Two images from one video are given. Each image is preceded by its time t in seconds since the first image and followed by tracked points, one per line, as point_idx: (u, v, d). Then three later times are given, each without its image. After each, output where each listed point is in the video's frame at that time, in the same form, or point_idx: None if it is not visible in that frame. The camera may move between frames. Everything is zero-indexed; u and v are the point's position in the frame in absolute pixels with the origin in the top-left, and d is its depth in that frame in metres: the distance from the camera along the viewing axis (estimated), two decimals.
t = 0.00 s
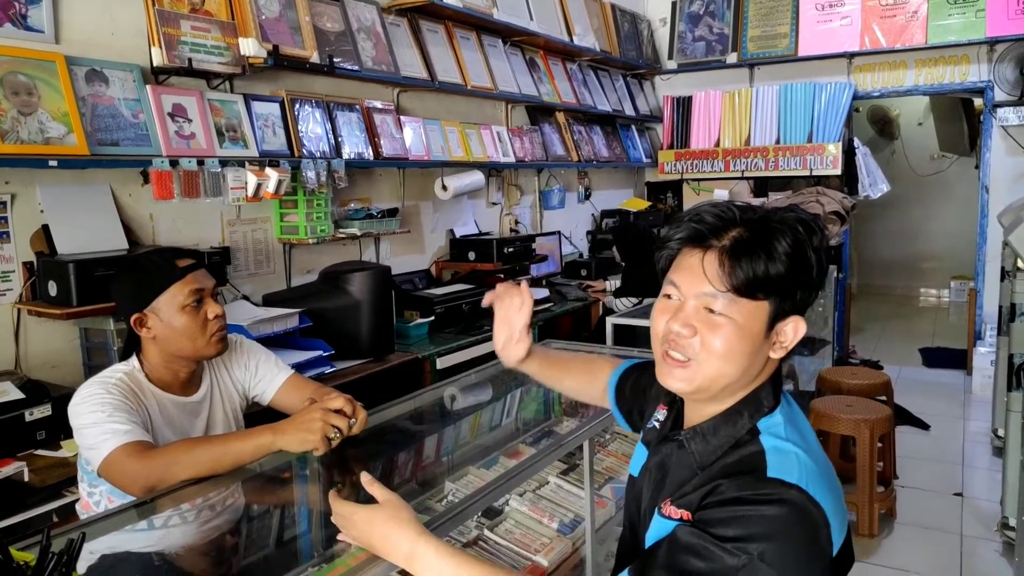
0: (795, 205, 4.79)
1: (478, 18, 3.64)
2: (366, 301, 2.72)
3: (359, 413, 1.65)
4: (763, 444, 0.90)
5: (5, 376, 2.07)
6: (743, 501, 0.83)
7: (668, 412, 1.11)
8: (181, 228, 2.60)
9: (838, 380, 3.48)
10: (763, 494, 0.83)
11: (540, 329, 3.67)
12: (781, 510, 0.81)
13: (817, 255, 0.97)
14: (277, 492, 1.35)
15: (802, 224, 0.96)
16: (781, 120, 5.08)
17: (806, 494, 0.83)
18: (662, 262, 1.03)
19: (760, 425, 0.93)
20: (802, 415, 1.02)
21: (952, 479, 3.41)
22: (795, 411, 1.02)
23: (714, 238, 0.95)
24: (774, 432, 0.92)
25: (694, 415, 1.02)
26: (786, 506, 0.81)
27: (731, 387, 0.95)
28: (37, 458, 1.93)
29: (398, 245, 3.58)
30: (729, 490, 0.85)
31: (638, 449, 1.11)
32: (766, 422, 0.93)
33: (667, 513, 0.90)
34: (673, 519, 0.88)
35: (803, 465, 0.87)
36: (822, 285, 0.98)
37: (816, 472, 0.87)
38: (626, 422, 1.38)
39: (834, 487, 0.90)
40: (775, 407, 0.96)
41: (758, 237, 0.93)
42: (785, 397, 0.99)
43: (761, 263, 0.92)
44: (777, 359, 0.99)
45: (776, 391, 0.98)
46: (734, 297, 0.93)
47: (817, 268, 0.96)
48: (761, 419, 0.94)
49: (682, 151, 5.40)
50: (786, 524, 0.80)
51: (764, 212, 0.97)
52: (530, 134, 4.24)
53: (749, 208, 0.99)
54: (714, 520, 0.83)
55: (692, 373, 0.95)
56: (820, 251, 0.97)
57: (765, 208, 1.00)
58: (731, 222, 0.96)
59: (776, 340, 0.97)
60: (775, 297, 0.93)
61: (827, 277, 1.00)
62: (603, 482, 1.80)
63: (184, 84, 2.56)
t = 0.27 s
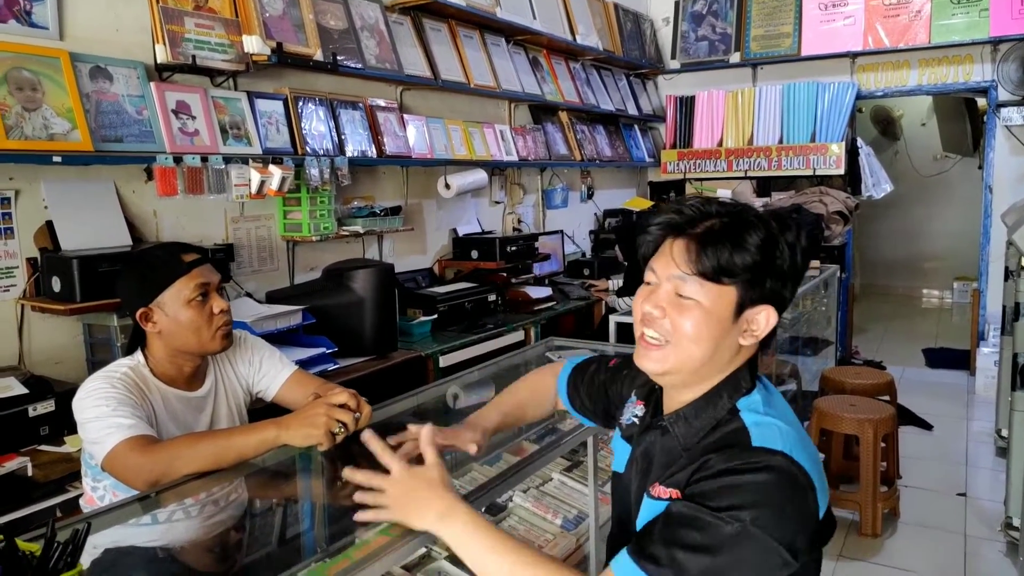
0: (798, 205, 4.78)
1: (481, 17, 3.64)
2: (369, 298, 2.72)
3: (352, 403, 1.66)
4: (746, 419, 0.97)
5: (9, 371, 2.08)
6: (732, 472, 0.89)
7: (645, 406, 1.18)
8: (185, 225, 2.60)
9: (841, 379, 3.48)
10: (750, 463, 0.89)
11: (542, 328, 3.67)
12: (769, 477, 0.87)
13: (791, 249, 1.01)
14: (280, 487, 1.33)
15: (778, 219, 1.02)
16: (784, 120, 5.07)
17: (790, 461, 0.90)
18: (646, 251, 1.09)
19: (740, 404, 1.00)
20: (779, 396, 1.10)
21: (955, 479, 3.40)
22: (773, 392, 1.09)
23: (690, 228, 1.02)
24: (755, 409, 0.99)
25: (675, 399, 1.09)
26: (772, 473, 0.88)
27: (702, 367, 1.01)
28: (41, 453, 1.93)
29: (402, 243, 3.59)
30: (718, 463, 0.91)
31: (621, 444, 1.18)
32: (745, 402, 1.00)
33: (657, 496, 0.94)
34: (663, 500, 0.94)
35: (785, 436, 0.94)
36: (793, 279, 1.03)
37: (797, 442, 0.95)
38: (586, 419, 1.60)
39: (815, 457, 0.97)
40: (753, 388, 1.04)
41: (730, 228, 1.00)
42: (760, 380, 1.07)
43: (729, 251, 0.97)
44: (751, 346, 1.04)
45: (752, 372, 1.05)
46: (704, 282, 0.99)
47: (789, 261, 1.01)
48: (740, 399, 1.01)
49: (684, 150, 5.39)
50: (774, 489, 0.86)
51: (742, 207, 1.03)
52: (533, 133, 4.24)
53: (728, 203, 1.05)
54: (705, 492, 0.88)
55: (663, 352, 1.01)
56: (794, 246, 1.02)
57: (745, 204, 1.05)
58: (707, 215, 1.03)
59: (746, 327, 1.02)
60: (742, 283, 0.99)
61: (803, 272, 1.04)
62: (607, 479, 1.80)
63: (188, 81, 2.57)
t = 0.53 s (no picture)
0: (803, 204, 4.77)
1: (485, 16, 3.64)
2: (373, 296, 2.72)
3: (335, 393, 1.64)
4: (709, 384, 1.01)
5: (14, 368, 2.08)
6: (696, 425, 0.93)
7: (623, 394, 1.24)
8: (189, 222, 2.60)
9: (846, 378, 3.46)
10: (710, 419, 0.94)
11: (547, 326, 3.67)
12: (723, 431, 0.92)
13: (727, 231, 1.02)
14: (287, 482, 1.33)
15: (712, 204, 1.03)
16: (788, 119, 5.07)
17: (753, 425, 0.94)
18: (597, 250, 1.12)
19: (707, 373, 1.04)
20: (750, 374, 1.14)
21: (962, 478, 3.39)
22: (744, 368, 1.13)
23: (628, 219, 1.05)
24: (720, 378, 1.03)
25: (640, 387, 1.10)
26: (727, 429, 0.92)
27: (651, 352, 1.03)
28: (46, 449, 1.93)
29: (405, 242, 3.58)
30: (682, 418, 0.96)
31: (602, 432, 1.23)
32: (712, 375, 1.04)
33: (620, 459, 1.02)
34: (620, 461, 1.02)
35: (747, 401, 0.98)
36: (736, 262, 1.03)
37: (760, 407, 0.99)
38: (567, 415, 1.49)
39: (777, 425, 1.01)
40: (721, 368, 1.07)
41: (663, 215, 1.02)
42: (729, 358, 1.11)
43: (660, 236, 1.00)
44: (704, 329, 1.05)
45: (718, 355, 1.07)
46: (642, 268, 1.01)
47: (727, 242, 1.01)
48: (707, 375, 1.04)
49: (688, 150, 5.39)
50: (729, 442, 0.91)
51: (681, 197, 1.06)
52: (536, 132, 4.24)
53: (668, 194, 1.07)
54: (663, 438, 0.93)
55: (612, 340, 1.03)
56: (732, 228, 1.03)
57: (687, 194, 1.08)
58: (645, 206, 1.05)
59: (692, 310, 1.02)
60: (679, 265, 1.00)
61: (748, 254, 1.04)
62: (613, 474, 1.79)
63: (193, 79, 2.57)
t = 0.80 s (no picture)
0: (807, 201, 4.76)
1: (489, 11, 3.63)
2: (377, 291, 2.71)
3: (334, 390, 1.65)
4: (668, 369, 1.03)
5: (18, 362, 2.08)
6: (651, 406, 0.96)
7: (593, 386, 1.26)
8: (193, 217, 2.60)
9: (850, 375, 3.45)
10: (666, 401, 0.96)
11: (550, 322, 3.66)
12: (676, 412, 0.94)
13: (664, 218, 1.01)
14: (290, 476, 1.30)
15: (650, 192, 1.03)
16: (792, 116, 5.05)
17: (708, 408, 0.95)
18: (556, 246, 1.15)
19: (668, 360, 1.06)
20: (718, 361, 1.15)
21: (966, 475, 3.38)
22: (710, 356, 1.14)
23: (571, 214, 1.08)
24: (680, 363, 1.05)
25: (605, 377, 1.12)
26: (681, 410, 0.94)
27: (600, 342, 1.04)
28: (50, 443, 1.93)
29: (409, 237, 3.58)
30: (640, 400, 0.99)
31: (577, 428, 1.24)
32: (671, 362, 1.06)
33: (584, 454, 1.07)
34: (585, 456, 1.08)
35: (704, 384, 1.00)
36: (681, 248, 1.02)
37: (719, 390, 1.00)
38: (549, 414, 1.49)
39: (739, 409, 1.01)
40: (683, 353, 1.08)
41: (600, 209, 1.05)
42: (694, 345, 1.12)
43: (595, 228, 1.03)
44: (655, 316, 1.05)
45: (679, 342, 1.08)
46: (582, 259, 1.03)
47: (664, 228, 1.01)
48: (666, 362, 1.05)
49: (692, 146, 5.38)
50: (681, 422, 0.93)
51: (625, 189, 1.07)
52: (540, 128, 4.23)
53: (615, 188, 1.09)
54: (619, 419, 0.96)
55: (564, 332, 1.06)
56: (669, 215, 1.02)
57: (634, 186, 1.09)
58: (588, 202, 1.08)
59: (635, 297, 1.02)
60: (616, 255, 1.01)
61: (694, 240, 1.03)
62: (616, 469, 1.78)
63: (196, 73, 2.57)
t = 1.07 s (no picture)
0: (813, 191, 4.74)
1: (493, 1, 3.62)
2: (382, 283, 2.72)
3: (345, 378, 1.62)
4: (665, 363, 1.03)
5: (25, 353, 2.09)
6: (657, 401, 0.95)
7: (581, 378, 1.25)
8: (198, 208, 2.61)
9: (856, 365, 3.44)
10: (674, 396, 0.95)
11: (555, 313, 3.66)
12: (684, 408, 0.93)
13: (623, 207, 1.00)
14: (296, 468, 1.30)
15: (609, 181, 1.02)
16: (798, 107, 5.02)
17: (715, 403, 0.95)
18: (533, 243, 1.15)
19: (661, 353, 1.05)
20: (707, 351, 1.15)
21: (972, 466, 3.37)
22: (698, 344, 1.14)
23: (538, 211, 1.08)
24: (674, 357, 1.04)
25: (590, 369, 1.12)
26: (689, 406, 0.94)
27: (569, 336, 1.04)
28: (57, 434, 1.94)
29: (414, 229, 3.58)
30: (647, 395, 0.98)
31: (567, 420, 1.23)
32: (667, 353, 1.06)
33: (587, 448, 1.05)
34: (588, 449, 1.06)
35: (705, 377, 0.99)
36: (644, 236, 1.00)
37: (720, 384, 1.00)
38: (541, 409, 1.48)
39: (740, 402, 1.02)
40: (676, 343, 1.09)
41: (562, 202, 1.04)
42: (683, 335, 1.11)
43: (556, 223, 1.03)
44: (624, 307, 1.04)
45: (671, 331, 1.08)
46: (546, 253, 1.04)
47: (625, 217, 1.00)
48: (661, 353, 1.05)
49: (697, 137, 5.36)
50: (690, 418, 0.93)
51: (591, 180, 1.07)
52: (544, 119, 4.21)
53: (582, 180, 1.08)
54: (627, 415, 0.95)
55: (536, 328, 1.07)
56: (628, 204, 1.00)
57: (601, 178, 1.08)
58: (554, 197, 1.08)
59: (599, 290, 1.01)
60: (576, 248, 1.01)
61: (659, 228, 1.01)
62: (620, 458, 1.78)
63: (200, 65, 2.57)
